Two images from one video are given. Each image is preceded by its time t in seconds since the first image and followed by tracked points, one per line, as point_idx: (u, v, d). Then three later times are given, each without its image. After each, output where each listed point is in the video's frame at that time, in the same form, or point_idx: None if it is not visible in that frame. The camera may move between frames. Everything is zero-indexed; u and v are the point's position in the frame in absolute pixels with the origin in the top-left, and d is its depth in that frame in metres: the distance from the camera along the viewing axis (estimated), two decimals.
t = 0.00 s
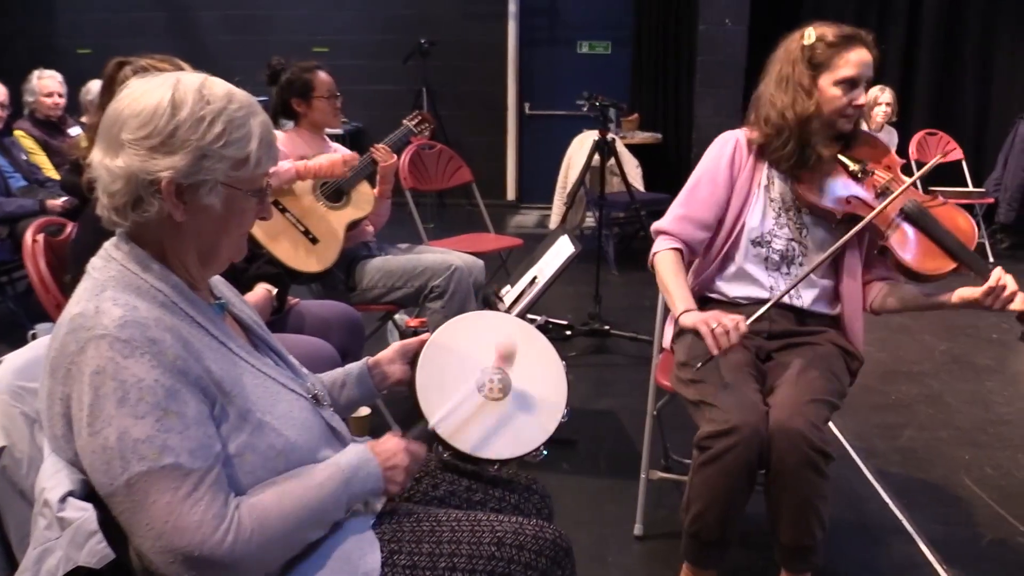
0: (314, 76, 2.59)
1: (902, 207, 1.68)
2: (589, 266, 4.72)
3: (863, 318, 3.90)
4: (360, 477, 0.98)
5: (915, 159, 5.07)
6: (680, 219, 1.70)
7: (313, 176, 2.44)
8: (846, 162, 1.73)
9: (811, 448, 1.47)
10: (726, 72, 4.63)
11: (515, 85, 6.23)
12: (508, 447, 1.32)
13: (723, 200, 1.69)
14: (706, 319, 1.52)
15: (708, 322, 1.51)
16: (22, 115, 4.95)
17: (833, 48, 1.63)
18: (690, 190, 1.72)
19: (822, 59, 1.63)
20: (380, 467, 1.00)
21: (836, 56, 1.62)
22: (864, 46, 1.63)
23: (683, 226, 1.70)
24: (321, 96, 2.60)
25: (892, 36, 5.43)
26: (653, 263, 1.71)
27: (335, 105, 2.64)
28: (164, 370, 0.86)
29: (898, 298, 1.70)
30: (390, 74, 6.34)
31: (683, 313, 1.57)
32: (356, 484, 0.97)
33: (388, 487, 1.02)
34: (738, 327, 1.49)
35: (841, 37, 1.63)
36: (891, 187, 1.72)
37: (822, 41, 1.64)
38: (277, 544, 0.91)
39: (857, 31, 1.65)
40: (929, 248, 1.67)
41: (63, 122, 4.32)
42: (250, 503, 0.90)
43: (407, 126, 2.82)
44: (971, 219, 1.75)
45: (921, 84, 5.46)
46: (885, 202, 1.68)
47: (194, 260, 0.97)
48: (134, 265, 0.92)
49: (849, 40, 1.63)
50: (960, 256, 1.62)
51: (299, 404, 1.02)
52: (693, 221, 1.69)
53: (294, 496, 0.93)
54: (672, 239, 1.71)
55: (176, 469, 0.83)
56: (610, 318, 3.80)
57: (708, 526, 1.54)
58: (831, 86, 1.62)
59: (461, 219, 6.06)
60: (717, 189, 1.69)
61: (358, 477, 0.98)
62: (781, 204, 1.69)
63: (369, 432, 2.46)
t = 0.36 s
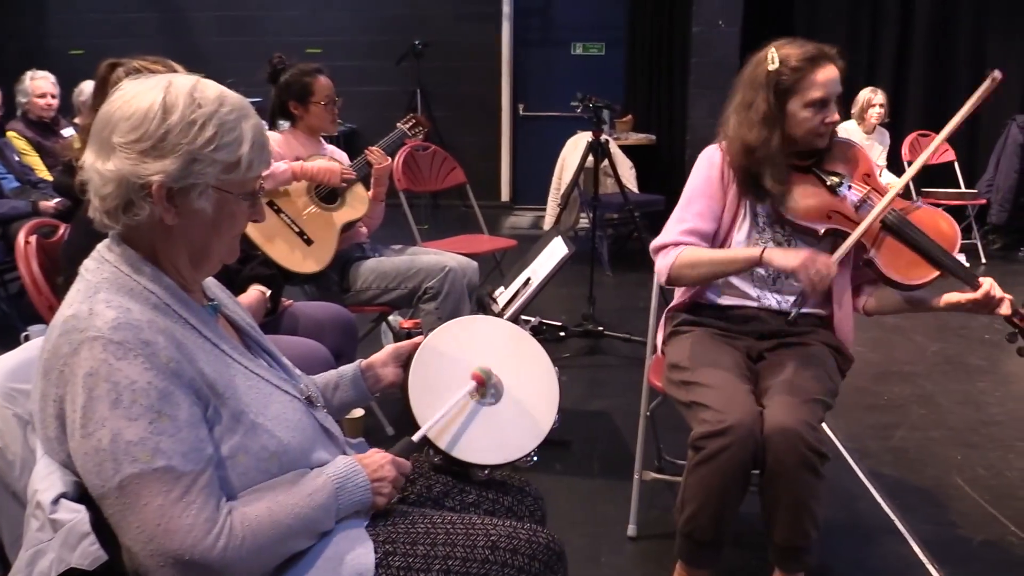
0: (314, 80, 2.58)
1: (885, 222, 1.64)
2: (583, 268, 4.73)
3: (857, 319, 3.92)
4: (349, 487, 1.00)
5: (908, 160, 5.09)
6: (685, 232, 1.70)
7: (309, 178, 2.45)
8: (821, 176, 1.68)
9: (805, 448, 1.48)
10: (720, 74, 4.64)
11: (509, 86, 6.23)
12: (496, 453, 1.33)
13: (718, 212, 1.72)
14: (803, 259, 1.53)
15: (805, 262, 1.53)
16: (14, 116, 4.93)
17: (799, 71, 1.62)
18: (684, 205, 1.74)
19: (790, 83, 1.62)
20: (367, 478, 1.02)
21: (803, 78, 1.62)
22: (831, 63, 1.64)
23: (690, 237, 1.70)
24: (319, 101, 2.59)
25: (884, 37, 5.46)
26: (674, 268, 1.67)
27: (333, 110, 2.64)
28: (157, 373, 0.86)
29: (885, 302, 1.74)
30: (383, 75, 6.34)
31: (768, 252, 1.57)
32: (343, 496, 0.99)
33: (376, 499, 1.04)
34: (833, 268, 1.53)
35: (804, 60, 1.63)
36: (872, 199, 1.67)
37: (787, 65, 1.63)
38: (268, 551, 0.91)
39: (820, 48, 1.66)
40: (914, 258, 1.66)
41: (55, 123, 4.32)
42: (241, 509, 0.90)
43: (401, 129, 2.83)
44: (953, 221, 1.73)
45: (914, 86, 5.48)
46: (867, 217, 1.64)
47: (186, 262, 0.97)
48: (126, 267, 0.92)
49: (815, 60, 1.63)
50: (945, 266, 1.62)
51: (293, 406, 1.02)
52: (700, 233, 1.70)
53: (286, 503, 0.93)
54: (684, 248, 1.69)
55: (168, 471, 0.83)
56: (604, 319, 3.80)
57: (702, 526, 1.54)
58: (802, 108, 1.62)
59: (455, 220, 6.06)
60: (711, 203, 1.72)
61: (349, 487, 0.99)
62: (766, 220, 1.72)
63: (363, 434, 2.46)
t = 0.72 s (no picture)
0: (296, 79, 2.59)
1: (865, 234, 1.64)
2: (577, 271, 4.74)
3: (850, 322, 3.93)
4: (353, 466, 0.98)
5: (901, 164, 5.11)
6: (655, 245, 1.74)
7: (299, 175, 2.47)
8: (810, 185, 1.72)
9: (799, 451, 1.49)
10: (714, 77, 4.66)
11: (504, 89, 6.24)
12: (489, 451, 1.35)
13: (695, 226, 1.73)
14: (734, 305, 1.57)
15: (735, 308, 1.57)
16: (8, 118, 4.92)
17: (800, 80, 1.63)
18: (665, 214, 1.75)
19: (790, 93, 1.63)
20: (373, 459, 1.01)
21: (803, 88, 1.63)
22: (829, 74, 1.65)
23: (659, 251, 1.74)
24: (305, 99, 2.59)
25: (877, 41, 5.49)
26: (639, 281, 1.73)
27: (320, 107, 2.64)
28: (151, 375, 0.86)
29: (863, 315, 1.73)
30: (378, 78, 6.35)
31: (707, 299, 1.62)
32: (348, 477, 0.98)
33: (383, 477, 1.02)
34: (765, 312, 1.54)
35: (805, 69, 1.64)
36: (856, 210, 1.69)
37: (788, 74, 1.64)
38: (268, 542, 0.91)
39: (821, 58, 1.66)
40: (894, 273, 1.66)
41: (49, 125, 4.31)
42: (238, 501, 0.90)
43: (394, 131, 2.84)
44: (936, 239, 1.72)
45: (906, 90, 5.51)
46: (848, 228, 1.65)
47: (180, 265, 0.97)
48: (121, 270, 0.92)
49: (815, 69, 1.64)
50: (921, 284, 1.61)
51: (286, 408, 1.03)
52: (670, 248, 1.73)
53: (282, 490, 0.93)
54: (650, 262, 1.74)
55: (163, 472, 0.84)
56: (598, 322, 3.81)
57: (696, 528, 1.55)
58: (803, 119, 1.64)
59: (449, 223, 6.07)
60: (689, 214, 1.73)
61: (352, 468, 0.98)
62: (752, 228, 1.72)
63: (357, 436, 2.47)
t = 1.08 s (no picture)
0: (298, 84, 2.60)
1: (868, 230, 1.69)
2: (574, 275, 4.75)
3: (845, 327, 3.94)
4: (342, 478, 0.98)
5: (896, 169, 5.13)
6: (654, 240, 1.74)
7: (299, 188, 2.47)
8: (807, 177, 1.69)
9: (797, 458, 1.49)
10: (710, 82, 4.67)
11: (500, 93, 6.25)
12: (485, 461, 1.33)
13: (694, 222, 1.73)
14: (743, 310, 1.57)
15: (745, 313, 1.56)
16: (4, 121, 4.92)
17: (796, 75, 1.63)
18: (664, 210, 1.75)
19: (787, 87, 1.63)
20: (364, 471, 1.01)
21: (801, 82, 1.63)
22: (824, 66, 1.64)
23: (658, 247, 1.74)
24: (305, 105, 2.60)
25: (872, 47, 5.51)
26: (638, 280, 1.71)
27: (319, 113, 2.64)
28: (145, 380, 0.86)
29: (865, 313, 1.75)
30: (375, 82, 6.35)
31: (712, 300, 1.61)
32: (337, 488, 0.98)
33: (374, 490, 1.03)
34: (774, 319, 1.56)
35: (801, 63, 1.64)
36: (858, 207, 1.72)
37: (784, 68, 1.64)
38: (256, 555, 0.91)
39: (815, 50, 1.66)
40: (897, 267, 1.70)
41: (45, 128, 4.31)
42: (226, 509, 0.90)
43: (391, 137, 2.85)
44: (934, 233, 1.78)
45: (901, 95, 5.53)
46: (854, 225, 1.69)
47: (178, 267, 0.97)
48: (119, 274, 0.93)
49: (810, 62, 1.64)
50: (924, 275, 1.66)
51: (284, 412, 1.03)
52: (669, 243, 1.73)
53: (269, 501, 0.93)
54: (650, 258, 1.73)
55: (151, 479, 0.84)
56: (594, 327, 3.82)
57: (693, 534, 1.56)
58: (802, 113, 1.64)
59: (446, 227, 6.07)
60: (689, 211, 1.73)
61: (343, 478, 0.98)
62: (752, 225, 1.72)
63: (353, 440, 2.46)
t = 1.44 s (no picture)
0: (301, 88, 2.60)
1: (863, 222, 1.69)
2: (571, 278, 4.76)
3: (840, 331, 3.95)
4: (339, 486, 1.00)
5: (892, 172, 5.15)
6: (677, 245, 1.70)
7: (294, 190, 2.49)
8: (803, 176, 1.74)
9: (791, 458, 1.50)
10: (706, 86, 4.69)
11: (497, 97, 6.27)
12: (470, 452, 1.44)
13: (700, 221, 1.73)
14: (802, 250, 1.55)
15: (805, 253, 1.55)
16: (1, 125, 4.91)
17: (784, 70, 1.65)
18: (670, 216, 1.74)
19: (777, 82, 1.64)
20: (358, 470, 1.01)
21: (790, 77, 1.65)
22: (810, 62, 1.67)
23: (681, 251, 1.70)
24: (304, 109, 2.60)
25: (867, 50, 5.53)
26: (676, 283, 1.67)
27: (316, 118, 2.65)
28: (143, 380, 0.87)
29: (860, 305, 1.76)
30: (372, 86, 6.36)
31: (765, 252, 1.57)
32: (334, 497, 0.99)
33: (370, 497, 1.05)
34: (833, 254, 1.55)
35: (788, 58, 1.66)
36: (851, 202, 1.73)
37: (771, 65, 1.66)
38: (257, 556, 0.92)
39: (801, 47, 1.69)
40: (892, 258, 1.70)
41: (42, 133, 4.31)
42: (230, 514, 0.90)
43: (388, 141, 2.86)
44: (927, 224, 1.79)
45: (897, 99, 5.55)
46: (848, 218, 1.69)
47: (173, 268, 0.98)
48: (114, 276, 0.93)
49: (799, 58, 1.66)
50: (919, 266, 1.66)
51: (280, 413, 1.03)
52: (689, 244, 1.71)
53: (271, 507, 0.94)
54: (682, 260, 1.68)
55: (155, 478, 0.84)
56: (591, 330, 3.82)
57: (686, 534, 1.56)
58: (790, 107, 1.65)
59: (443, 230, 6.08)
60: (695, 212, 1.73)
61: (339, 487, 0.99)
62: (746, 222, 1.73)
63: (350, 444, 2.46)
